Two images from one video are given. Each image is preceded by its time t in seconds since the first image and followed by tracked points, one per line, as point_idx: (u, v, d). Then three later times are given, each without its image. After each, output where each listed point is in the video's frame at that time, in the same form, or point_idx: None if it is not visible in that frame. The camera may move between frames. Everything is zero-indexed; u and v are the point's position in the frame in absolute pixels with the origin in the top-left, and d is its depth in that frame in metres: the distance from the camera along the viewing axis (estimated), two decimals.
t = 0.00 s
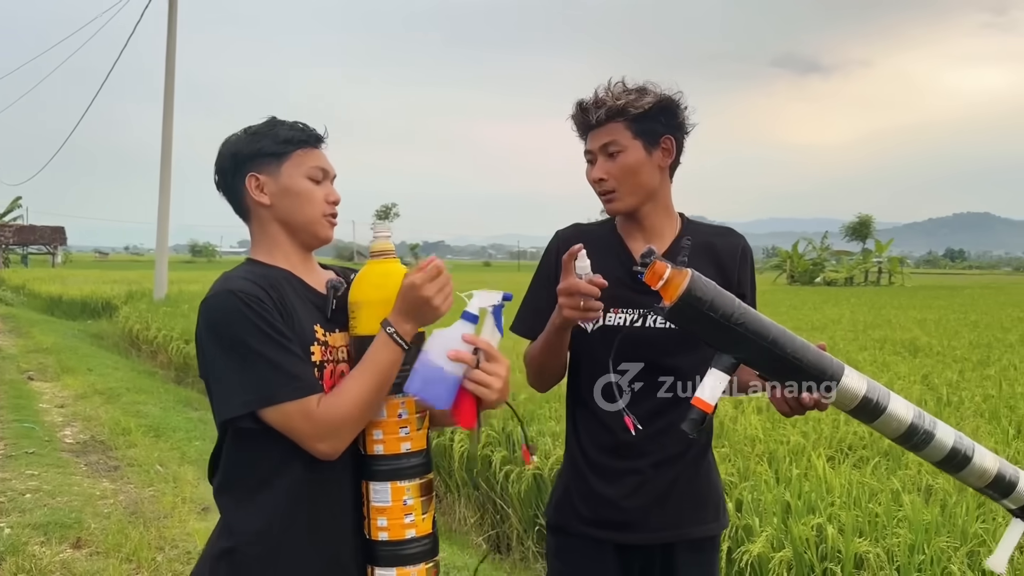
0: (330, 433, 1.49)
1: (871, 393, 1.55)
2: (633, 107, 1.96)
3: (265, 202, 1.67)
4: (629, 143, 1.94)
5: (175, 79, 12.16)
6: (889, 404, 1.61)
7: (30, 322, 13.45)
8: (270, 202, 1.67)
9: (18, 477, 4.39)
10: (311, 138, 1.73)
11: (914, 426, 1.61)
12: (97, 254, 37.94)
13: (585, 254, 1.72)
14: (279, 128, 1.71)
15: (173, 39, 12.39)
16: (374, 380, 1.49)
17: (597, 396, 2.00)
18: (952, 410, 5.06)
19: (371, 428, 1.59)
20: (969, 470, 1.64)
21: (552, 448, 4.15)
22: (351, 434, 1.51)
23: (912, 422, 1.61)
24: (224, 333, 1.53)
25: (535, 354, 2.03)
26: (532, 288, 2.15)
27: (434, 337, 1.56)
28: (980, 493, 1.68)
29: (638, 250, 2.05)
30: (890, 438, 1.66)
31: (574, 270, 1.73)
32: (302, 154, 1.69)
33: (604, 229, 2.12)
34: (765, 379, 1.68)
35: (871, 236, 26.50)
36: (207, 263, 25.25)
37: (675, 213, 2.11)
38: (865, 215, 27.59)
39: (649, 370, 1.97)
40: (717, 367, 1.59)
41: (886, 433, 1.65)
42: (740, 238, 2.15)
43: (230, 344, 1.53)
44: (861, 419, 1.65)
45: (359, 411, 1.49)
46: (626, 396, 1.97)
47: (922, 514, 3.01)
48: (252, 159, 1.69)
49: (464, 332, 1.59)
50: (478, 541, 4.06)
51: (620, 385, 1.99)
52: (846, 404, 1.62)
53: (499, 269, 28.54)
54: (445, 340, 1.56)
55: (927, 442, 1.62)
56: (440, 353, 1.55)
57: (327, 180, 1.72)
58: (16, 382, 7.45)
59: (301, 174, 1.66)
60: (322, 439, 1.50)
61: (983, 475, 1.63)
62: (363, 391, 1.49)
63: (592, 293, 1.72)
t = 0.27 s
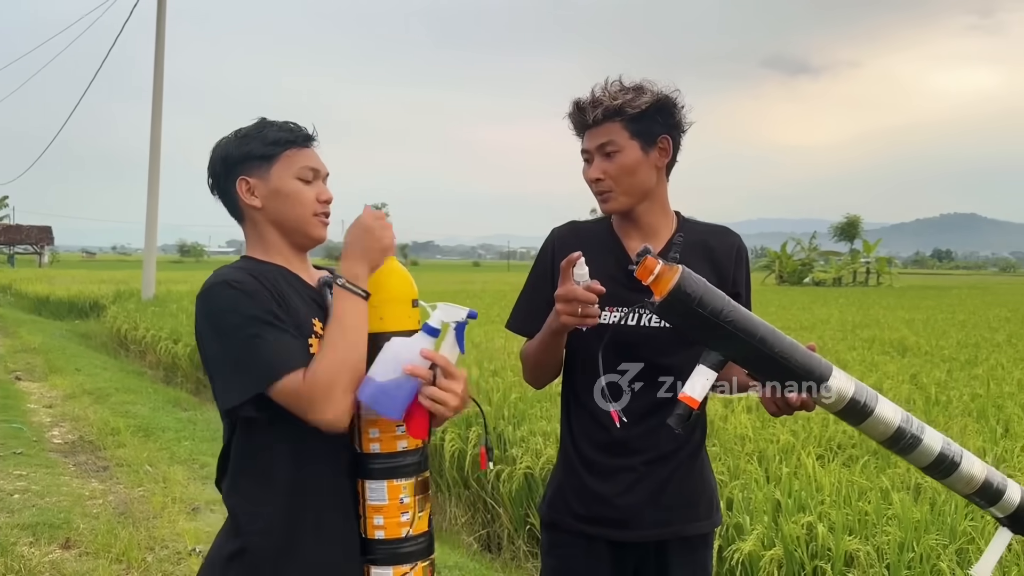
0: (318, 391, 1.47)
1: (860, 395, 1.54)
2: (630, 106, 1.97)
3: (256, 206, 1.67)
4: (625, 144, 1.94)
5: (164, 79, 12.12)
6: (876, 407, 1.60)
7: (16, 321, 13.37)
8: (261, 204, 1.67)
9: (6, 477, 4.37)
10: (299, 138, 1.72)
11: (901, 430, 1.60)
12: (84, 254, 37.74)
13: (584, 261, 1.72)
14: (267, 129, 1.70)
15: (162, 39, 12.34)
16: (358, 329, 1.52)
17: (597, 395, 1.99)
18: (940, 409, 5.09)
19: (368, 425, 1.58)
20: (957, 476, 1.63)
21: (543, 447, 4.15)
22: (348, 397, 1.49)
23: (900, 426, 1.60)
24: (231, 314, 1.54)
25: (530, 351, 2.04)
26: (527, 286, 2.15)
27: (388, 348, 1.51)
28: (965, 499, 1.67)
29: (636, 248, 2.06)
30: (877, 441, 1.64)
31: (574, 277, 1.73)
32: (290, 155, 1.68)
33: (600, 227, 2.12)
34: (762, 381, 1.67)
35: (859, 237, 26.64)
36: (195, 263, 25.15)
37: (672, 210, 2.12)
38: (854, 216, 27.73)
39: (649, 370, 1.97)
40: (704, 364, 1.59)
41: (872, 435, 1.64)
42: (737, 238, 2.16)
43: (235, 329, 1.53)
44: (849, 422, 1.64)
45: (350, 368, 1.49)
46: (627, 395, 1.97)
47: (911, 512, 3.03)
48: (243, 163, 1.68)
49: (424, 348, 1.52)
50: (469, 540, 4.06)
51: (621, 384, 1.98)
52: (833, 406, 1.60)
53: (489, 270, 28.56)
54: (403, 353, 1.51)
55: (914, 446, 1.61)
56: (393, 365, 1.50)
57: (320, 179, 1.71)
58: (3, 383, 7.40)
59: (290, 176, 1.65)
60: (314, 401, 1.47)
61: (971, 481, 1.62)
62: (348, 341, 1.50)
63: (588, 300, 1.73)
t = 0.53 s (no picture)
0: (281, 221, 1.47)
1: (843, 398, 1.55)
2: (620, 107, 1.97)
3: (256, 206, 1.66)
4: (614, 145, 1.94)
5: (153, 78, 12.07)
6: (860, 410, 1.60)
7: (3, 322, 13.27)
8: (261, 205, 1.66)
9: None
10: (295, 137, 1.72)
11: (884, 433, 1.60)
12: (73, 254, 37.54)
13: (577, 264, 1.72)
14: (263, 129, 1.70)
15: (150, 39, 12.28)
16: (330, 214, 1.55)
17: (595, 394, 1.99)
18: (929, 408, 5.12)
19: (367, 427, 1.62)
20: (939, 480, 1.63)
21: (534, 447, 4.16)
22: (309, 233, 1.46)
23: (884, 430, 1.60)
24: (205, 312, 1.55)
25: (518, 352, 2.05)
26: (514, 287, 2.15)
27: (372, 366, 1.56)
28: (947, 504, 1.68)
29: (625, 249, 2.06)
30: (861, 444, 1.65)
31: (566, 278, 1.73)
32: (289, 155, 1.68)
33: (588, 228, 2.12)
34: (750, 383, 1.67)
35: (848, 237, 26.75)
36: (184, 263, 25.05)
37: (661, 211, 2.13)
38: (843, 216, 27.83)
39: (649, 371, 1.97)
40: (690, 364, 1.60)
41: (855, 438, 1.64)
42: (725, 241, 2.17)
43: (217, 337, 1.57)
44: (833, 424, 1.65)
45: (316, 221, 1.50)
46: (627, 395, 1.97)
47: (900, 512, 3.05)
48: (239, 163, 1.67)
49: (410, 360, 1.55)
50: (460, 541, 4.06)
51: (621, 384, 1.98)
52: (817, 408, 1.61)
53: (480, 271, 28.54)
54: (386, 371, 1.54)
55: (897, 450, 1.61)
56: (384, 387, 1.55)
57: (317, 177, 1.71)
58: None
59: (291, 176, 1.66)
60: (273, 224, 1.46)
61: (953, 485, 1.63)
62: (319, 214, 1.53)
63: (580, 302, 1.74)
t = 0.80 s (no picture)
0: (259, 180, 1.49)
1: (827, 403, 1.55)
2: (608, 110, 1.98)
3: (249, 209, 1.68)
4: (601, 147, 1.95)
5: (144, 79, 12.04)
6: (846, 413, 1.60)
7: None
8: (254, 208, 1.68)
9: None
10: (292, 140, 1.71)
11: (869, 438, 1.60)
12: (63, 255, 37.40)
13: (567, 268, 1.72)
14: (260, 132, 1.70)
15: (142, 39, 12.26)
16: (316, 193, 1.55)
17: (595, 395, 1.98)
18: (919, 408, 5.14)
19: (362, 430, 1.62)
20: (922, 483, 1.63)
21: (525, 449, 4.16)
22: (279, 189, 1.47)
23: (870, 434, 1.59)
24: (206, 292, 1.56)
25: (507, 354, 2.04)
26: (503, 288, 2.16)
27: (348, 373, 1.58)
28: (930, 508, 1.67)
29: (613, 252, 2.06)
30: (846, 448, 1.64)
31: (555, 281, 1.73)
32: (285, 157, 1.67)
33: (577, 231, 2.13)
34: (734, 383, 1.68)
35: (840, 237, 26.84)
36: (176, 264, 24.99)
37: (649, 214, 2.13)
38: (835, 217, 27.94)
39: (649, 371, 1.97)
40: (680, 368, 1.61)
41: (841, 442, 1.64)
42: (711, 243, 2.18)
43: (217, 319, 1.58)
44: (819, 427, 1.64)
45: (293, 188, 1.51)
46: (627, 395, 1.97)
47: (890, 513, 3.06)
48: (236, 165, 1.69)
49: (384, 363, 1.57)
50: (452, 543, 4.06)
51: (620, 384, 1.98)
52: (804, 412, 1.60)
53: (472, 272, 28.54)
54: (363, 377, 1.55)
55: (882, 454, 1.60)
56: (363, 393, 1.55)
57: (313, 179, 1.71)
58: None
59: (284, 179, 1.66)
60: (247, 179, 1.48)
61: (938, 490, 1.62)
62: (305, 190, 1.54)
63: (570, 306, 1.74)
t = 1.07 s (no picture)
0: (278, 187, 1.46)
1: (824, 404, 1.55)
2: (600, 106, 1.98)
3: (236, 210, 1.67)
4: (592, 143, 1.94)
5: (140, 79, 12.01)
6: (840, 415, 1.61)
7: None
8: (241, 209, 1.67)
9: None
10: (279, 140, 1.66)
11: (863, 439, 1.61)
12: (59, 255, 37.34)
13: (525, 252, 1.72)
14: (250, 131, 1.67)
15: (137, 39, 12.23)
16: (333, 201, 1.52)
17: (595, 394, 1.97)
18: (915, 407, 5.14)
19: (358, 430, 1.63)
20: (915, 483, 1.64)
21: (521, 448, 4.16)
22: (299, 200, 1.44)
23: (863, 435, 1.61)
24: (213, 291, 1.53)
25: (491, 353, 2.08)
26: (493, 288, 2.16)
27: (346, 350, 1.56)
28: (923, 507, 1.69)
29: (604, 251, 2.05)
30: (840, 449, 1.66)
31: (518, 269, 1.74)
32: (270, 159, 1.65)
33: (569, 229, 2.12)
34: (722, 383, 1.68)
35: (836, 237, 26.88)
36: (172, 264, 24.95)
37: (641, 212, 2.13)
38: (831, 216, 27.98)
39: (649, 370, 1.97)
40: (673, 372, 1.62)
41: (835, 443, 1.65)
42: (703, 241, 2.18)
43: (223, 318, 1.54)
44: (813, 429, 1.65)
45: (312, 196, 1.48)
46: (627, 395, 1.97)
47: (885, 511, 3.06)
48: (226, 166, 1.68)
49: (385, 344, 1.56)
50: (448, 543, 4.05)
51: (620, 384, 1.98)
52: (798, 414, 1.61)
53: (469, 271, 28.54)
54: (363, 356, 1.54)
55: (875, 455, 1.62)
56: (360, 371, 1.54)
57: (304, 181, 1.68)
58: None
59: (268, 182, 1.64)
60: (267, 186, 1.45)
61: (930, 489, 1.64)
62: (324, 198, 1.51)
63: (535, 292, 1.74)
